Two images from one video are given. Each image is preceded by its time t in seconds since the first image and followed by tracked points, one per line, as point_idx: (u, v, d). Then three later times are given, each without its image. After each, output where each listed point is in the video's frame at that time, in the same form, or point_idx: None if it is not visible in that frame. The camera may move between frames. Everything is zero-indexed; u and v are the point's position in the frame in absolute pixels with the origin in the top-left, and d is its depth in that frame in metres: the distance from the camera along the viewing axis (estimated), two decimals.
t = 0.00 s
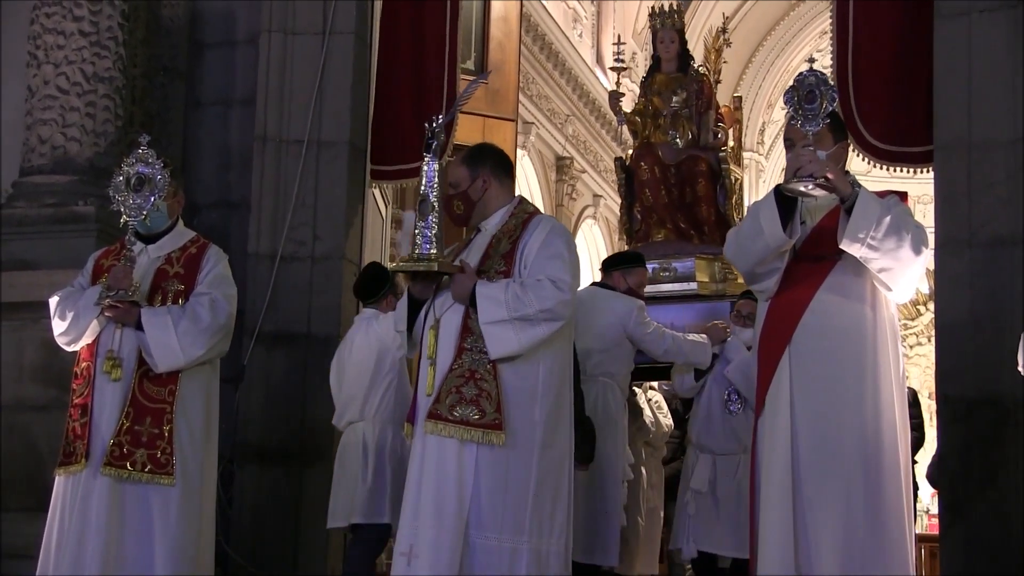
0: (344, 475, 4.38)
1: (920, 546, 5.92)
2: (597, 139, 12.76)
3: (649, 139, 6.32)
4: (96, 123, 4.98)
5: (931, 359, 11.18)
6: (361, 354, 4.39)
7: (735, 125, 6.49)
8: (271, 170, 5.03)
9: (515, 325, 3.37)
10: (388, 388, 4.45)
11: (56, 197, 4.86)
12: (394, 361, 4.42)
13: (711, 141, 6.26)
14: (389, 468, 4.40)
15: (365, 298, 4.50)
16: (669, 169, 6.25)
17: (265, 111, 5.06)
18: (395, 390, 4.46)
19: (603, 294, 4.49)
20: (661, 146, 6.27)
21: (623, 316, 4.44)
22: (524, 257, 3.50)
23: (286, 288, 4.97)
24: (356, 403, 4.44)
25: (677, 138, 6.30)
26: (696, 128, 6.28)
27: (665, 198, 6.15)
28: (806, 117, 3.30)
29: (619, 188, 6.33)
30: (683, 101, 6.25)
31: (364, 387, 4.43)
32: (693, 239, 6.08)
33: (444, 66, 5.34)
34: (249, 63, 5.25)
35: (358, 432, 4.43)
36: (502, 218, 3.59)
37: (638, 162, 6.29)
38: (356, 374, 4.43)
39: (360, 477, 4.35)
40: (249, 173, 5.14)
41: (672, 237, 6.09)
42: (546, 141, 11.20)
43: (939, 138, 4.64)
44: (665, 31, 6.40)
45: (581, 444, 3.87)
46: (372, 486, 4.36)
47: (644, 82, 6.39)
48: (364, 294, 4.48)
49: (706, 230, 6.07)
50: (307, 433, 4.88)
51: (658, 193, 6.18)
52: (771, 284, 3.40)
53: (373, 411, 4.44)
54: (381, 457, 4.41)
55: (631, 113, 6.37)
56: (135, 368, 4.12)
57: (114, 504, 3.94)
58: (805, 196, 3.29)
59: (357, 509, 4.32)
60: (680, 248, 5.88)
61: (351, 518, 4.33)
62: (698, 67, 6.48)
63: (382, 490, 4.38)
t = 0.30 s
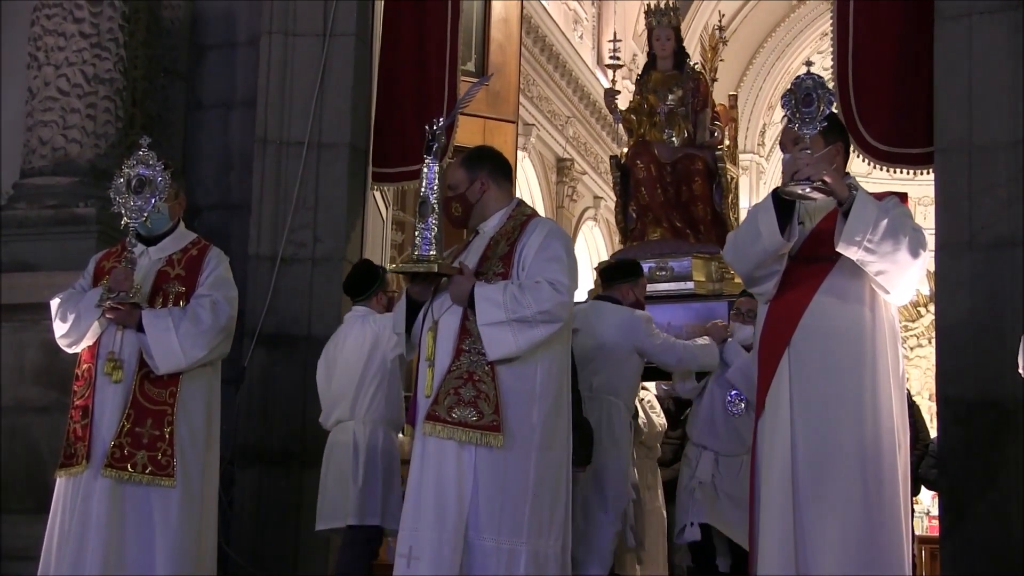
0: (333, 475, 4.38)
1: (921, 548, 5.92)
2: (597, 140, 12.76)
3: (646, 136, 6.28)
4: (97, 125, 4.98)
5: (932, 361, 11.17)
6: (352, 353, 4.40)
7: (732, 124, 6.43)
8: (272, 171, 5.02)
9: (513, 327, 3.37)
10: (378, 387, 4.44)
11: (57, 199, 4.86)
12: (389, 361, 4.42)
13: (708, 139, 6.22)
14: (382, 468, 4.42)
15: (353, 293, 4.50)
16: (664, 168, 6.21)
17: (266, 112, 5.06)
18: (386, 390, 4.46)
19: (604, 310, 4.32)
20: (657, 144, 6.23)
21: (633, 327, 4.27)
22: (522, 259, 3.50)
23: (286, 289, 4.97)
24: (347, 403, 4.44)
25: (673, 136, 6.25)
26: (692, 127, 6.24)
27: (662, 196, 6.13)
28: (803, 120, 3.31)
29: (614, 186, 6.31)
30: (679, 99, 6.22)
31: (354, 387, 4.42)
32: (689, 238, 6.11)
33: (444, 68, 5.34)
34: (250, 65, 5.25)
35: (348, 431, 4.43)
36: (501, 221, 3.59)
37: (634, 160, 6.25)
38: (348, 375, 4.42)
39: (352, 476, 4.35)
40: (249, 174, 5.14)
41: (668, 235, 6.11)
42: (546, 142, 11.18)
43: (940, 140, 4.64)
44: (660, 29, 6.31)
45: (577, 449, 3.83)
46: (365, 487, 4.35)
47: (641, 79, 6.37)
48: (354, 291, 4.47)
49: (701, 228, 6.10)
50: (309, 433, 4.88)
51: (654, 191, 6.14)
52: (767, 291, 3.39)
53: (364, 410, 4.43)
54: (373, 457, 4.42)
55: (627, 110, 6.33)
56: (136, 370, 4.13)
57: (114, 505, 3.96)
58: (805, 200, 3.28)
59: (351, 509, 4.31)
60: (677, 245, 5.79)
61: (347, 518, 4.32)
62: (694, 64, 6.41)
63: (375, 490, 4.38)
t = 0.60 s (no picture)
0: (326, 473, 4.35)
1: (921, 548, 5.93)
2: (597, 141, 12.76)
3: (640, 133, 6.24)
4: (97, 125, 4.98)
5: (932, 362, 11.18)
6: (346, 353, 4.37)
7: (726, 121, 6.42)
8: (272, 172, 5.02)
9: (507, 327, 3.37)
10: (373, 386, 4.42)
11: (57, 200, 4.86)
12: (383, 361, 4.40)
13: (703, 136, 6.20)
14: (376, 467, 4.37)
15: (345, 293, 4.47)
16: (660, 165, 6.19)
17: (266, 113, 5.06)
18: (381, 390, 4.43)
19: (616, 335, 4.29)
20: (651, 141, 6.19)
21: (643, 344, 4.28)
22: (516, 260, 3.50)
23: (287, 290, 4.97)
24: (342, 402, 4.41)
25: (668, 133, 6.23)
26: (686, 124, 6.23)
27: (657, 193, 6.11)
28: (799, 124, 3.31)
29: (609, 183, 6.27)
30: (673, 96, 6.16)
31: (349, 387, 4.40)
32: (685, 235, 6.10)
33: (444, 68, 5.34)
34: (250, 66, 5.25)
35: (342, 430, 4.40)
36: (495, 221, 3.60)
37: (630, 157, 6.22)
38: (342, 374, 4.40)
39: (346, 475, 4.31)
40: (249, 175, 5.14)
41: (664, 233, 6.09)
42: (546, 143, 11.18)
43: (940, 140, 4.63)
44: (654, 25, 6.27)
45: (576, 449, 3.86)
46: (359, 486, 4.33)
47: (633, 76, 6.29)
48: (345, 290, 4.44)
49: (697, 226, 6.10)
50: (309, 434, 4.87)
51: (649, 188, 6.13)
52: (767, 292, 3.41)
53: (359, 410, 4.41)
54: (368, 456, 4.38)
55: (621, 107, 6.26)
56: (136, 371, 4.13)
57: (116, 506, 3.97)
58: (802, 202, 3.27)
59: (344, 508, 4.29)
60: (673, 244, 5.88)
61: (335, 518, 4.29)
62: (688, 61, 6.37)
63: (370, 490, 4.36)
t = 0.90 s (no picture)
0: (317, 475, 4.34)
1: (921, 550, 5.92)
2: (598, 143, 12.76)
3: (641, 134, 6.23)
4: (97, 127, 4.95)
5: (932, 364, 11.16)
6: (335, 355, 4.36)
7: (727, 122, 6.42)
8: (272, 174, 5.02)
9: (500, 329, 3.36)
10: (362, 388, 4.43)
11: (58, 201, 4.84)
12: (373, 361, 4.40)
13: (705, 137, 6.19)
14: (369, 470, 4.41)
15: (335, 295, 4.46)
16: (661, 165, 6.17)
17: (266, 114, 5.05)
18: (368, 392, 4.44)
19: (624, 337, 4.24)
20: (653, 141, 6.18)
21: (650, 344, 4.23)
22: (509, 263, 3.50)
23: (287, 292, 4.96)
24: (331, 406, 4.41)
25: (669, 133, 6.22)
26: (688, 124, 6.21)
27: (659, 194, 6.11)
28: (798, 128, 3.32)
29: (610, 183, 6.26)
30: (674, 97, 6.16)
31: (337, 390, 4.39)
32: (686, 236, 6.09)
33: (445, 71, 5.35)
34: (251, 67, 5.25)
35: (332, 433, 4.40)
36: (489, 225, 3.60)
37: (631, 158, 6.22)
38: (330, 378, 4.40)
39: (338, 477, 4.33)
40: (250, 177, 5.14)
41: (665, 234, 6.09)
42: (546, 145, 11.18)
43: (941, 142, 4.63)
44: (656, 25, 6.27)
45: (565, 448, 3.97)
46: (352, 489, 4.36)
47: (635, 76, 6.28)
48: (333, 292, 4.43)
49: (698, 227, 6.08)
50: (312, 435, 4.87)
51: (651, 189, 6.13)
52: (765, 294, 3.43)
53: (348, 411, 4.42)
54: (359, 459, 4.40)
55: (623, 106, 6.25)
56: (135, 373, 4.16)
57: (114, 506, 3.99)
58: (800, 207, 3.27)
59: (338, 509, 4.31)
60: (674, 244, 5.83)
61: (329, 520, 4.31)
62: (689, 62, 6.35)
63: (362, 491, 4.39)
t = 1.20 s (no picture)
0: (301, 474, 4.38)
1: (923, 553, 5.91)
2: (598, 146, 12.75)
3: (643, 135, 6.21)
4: (98, 130, 4.94)
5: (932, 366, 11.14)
6: (322, 358, 4.38)
7: (729, 122, 6.36)
8: (273, 176, 5.01)
9: (495, 328, 3.37)
10: (347, 391, 4.43)
11: (59, 204, 4.83)
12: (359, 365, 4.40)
13: (707, 138, 6.18)
14: (352, 470, 4.39)
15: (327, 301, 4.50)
16: (663, 167, 6.16)
17: (267, 117, 5.05)
18: (354, 393, 4.44)
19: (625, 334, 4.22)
20: (654, 143, 6.17)
21: (655, 343, 4.23)
22: (508, 263, 3.50)
23: (287, 295, 4.96)
24: (314, 406, 4.42)
25: (671, 134, 6.19)
26: (690, 125, 6.19)
27: (660, 196, 6.09)
28: (799, 132, 3.32)
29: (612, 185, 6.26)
30: (676, 98, 6.14)
31: (323, 390, 4.41)
32: (688, 238, 6.09)
33: (445, 73, 5.35)
34: (252, 70, 5.24)
35: (318, 435, 4.42)
36: (496, 225, 3.59)
37: (632, 159, 6.21)
38: (316, 378, 4.42)
39: (320, 476, 4.34)
40: (251, 180, 5.13)
41: (667, 236, 6.08)
42: (546, 149, 11.17)
43: (941, 145, 4.63)
44: (656, 26, 6.25)
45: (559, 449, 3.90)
46: (333, 488, 4.35)
47: (636, 77, 6.28)
48: (328, 297, 4.46)
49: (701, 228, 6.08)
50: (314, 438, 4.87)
51: (653, 191, 6.11)
52: (765, 298, 3.43)
53: (333, 414, 4.42)
54: (341, 460, 4.40)
55: (624, 107, 6.24)
56: (134, 375, 4.20)
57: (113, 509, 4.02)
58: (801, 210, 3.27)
59: (323, 509, 4.32)
60: (675, 246, 5.77)
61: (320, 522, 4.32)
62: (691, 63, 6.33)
63: (345, 492, 4.39)
